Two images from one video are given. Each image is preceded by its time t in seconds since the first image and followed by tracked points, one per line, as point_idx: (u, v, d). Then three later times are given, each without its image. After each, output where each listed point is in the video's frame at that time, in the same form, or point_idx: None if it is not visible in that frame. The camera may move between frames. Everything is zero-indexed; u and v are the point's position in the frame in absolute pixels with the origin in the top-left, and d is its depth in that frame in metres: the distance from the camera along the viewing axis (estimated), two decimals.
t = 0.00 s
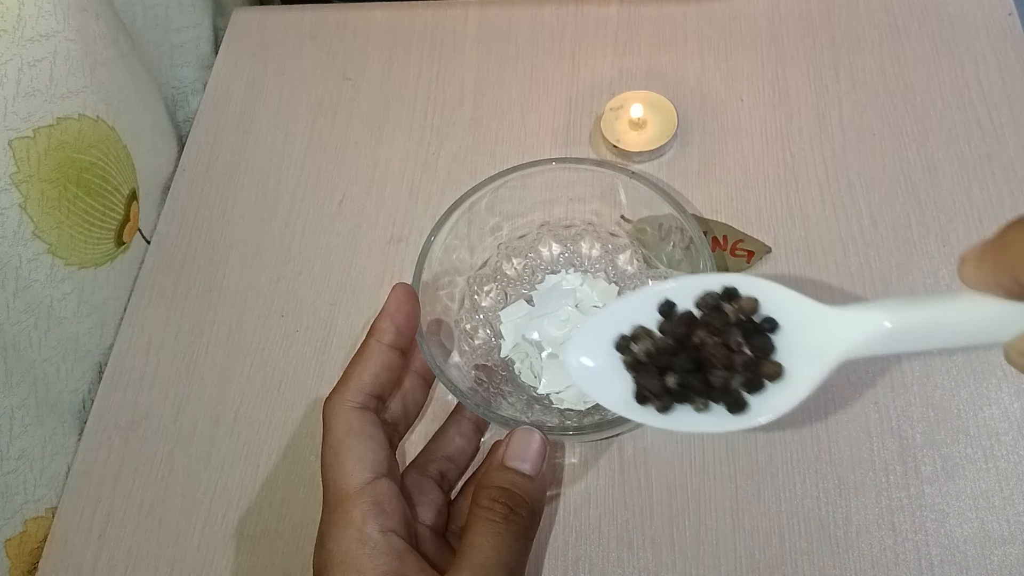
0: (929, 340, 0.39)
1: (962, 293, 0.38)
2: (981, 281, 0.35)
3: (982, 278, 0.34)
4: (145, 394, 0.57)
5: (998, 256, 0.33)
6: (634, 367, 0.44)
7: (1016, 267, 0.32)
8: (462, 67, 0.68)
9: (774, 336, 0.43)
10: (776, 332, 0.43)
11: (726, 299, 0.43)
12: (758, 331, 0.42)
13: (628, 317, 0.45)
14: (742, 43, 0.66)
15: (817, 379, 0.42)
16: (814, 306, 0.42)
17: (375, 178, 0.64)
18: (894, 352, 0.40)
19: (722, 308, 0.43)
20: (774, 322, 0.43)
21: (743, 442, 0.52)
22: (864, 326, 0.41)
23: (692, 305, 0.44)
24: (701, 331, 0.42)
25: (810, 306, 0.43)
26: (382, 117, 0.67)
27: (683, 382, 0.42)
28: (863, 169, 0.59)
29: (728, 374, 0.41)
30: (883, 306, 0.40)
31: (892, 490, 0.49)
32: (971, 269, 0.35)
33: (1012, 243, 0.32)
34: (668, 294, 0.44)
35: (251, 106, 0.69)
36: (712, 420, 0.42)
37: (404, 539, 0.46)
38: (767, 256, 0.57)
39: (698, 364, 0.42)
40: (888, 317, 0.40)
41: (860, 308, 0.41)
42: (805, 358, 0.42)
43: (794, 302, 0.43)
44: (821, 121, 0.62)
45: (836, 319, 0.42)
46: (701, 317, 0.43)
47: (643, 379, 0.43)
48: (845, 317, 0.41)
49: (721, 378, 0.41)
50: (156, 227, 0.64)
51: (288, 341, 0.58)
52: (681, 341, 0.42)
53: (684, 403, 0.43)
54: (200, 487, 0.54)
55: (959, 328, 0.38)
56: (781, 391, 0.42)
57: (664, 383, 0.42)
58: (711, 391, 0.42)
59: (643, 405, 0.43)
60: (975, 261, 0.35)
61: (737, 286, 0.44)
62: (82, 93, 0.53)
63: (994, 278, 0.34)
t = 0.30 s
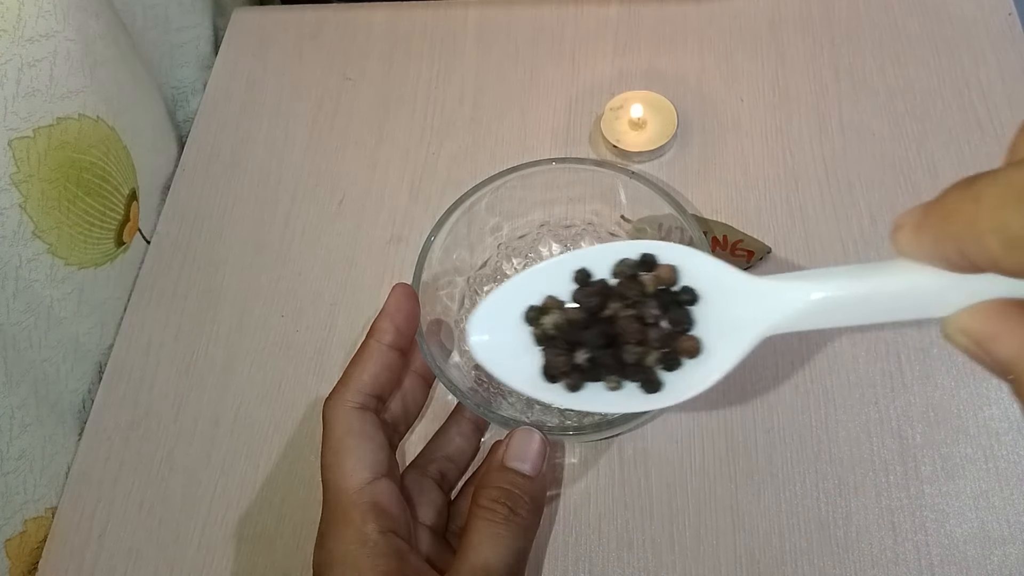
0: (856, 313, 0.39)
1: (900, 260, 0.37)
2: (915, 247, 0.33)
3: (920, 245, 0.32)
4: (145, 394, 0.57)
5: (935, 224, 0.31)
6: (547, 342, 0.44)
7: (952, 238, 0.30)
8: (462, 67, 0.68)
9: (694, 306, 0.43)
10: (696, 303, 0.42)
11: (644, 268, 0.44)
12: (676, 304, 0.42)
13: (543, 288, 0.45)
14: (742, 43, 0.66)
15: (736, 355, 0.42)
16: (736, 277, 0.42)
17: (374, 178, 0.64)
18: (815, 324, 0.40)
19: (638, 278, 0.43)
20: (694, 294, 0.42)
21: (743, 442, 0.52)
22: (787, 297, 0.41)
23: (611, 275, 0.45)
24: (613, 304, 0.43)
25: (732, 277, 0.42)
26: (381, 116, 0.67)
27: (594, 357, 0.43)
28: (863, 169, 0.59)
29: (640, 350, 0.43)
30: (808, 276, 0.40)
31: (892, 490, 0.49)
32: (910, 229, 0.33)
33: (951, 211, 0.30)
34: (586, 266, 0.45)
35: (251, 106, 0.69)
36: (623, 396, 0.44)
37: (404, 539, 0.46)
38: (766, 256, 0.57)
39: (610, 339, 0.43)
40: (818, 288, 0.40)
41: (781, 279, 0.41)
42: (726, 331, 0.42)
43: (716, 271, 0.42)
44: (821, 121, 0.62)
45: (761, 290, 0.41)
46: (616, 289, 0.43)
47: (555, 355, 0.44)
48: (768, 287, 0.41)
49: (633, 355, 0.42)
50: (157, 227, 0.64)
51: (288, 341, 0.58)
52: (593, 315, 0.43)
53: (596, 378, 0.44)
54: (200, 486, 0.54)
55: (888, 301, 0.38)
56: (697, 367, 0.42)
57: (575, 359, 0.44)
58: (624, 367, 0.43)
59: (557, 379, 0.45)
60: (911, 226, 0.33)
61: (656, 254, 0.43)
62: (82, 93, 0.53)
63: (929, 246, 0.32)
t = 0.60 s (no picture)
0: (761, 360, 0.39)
1: (800, 310, 0.37)
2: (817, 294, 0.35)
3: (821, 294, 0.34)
4: (146, 394, 0.58)
5: (830, 273, 0.33)
6: (469, 384, 0.44)
7: (841, 289, 0.32)
8: (462, 67, 0.68)
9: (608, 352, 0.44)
10: (611, 347, 0.43)
11: (563, 313, 0.45)
12: (591, 348, 0.43)
13: (467, 330, 0.46)
14: (743, 43, 0.66)
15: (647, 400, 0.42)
16: (646, 322, 0.43)
17: (374, 178, 0.64)
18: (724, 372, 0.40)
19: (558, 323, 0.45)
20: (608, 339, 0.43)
21: (743, 442, 0.52)
22: (693, 346, 0.41)
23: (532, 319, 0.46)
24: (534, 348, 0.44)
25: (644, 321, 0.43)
26: (382, 116, 0.67)
27: (514, 401, 0.43)
28: (863, 169, 0.59)
29: (557, 394, 0.43)
30: (717, 322, 0.40)
31: (892, 490, 0.50)
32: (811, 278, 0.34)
33: (838, 264, 0.32)
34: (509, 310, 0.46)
35: (251, 106, 0.69)
36: (539, 440, 0.44)
37: (403, 539, 0.46)
38: (767, 256, 0.57)
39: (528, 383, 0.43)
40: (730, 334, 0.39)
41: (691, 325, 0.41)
42: (637, 377, 0.43)
43: (630, 316, 0.43)
44: (821, 122, 0.62)
45: (666, 338, 0.42)
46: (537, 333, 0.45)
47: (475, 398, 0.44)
48: (677, 334, 0.41)
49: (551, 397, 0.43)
50: (157, 227, 0.64)
51: (288, 341, 0.58)
52: (514, 359, 0.44)
53: (515, 422, 0.44)
54: (200, 487, 0.54)
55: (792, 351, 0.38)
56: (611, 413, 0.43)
57: (495, 403, 0.43)
58: (541, 411, 0.43)
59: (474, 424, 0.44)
60: (808, 275, 0.34)
61: (574, 298, 0.45)
62: (82, 93, 0.53)
63: (827, 296, 0.34)
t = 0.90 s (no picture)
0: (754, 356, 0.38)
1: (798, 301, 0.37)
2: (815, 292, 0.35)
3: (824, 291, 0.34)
4: (145, 393, 0.57)
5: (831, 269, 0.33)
6: (463, 378, 0.43)
7: (841, 284, 0.33)
8: (462, 66, 0.68)
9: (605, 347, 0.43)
10: (607, 341, 0.43)
11: (559, 307, 0.44)
12: (586, 343, 0.43)
13: (461, 324, 0.45)
14: (743, 42, 0.66)
15: (644, 397, 0.41)
16: (642, 317, 0.42)
17: (374, 177, 0.64)
18: (721, 368, 0.39)
19: (554, 317, 0.44)
20: (603, 333, 0.43)
21: (743, 441, 0.52)
22: (691, 339, 0.39)
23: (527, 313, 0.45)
24: (528, 343, 0.43)
25: (640, 316, 0.42)
26: (382, 116, 0.67)
27: (508, 396, 0.42)
28: (863, 168, 0.59)
29: (552, 389, 0.42)
30: (711, 317, 0.39)
31: (893, 489, 0.49)
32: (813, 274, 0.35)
33: (839, 260, 0.32)
34: (505, 306, 0.45)
35: (251, 105, 0.69)
36: (534, 437, 0.43)
37: (403, 539, 0.46)
38: (767, 255, 0.57)
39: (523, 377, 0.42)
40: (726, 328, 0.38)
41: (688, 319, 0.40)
42: (633, 371, 0.41)
43: (626, 309, 0.42)
44: (821, 121, 0.62)
45: (664, 331, 0.41)
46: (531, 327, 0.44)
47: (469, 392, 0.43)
48: (674, 328, 0.40)
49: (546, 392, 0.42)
50: (156, 226, 0.64)
51: (288, 340, 0.58)
52: (508, 354, 0.43)
53: (510, 418, 0.43)
54: (199, 486, 0.54)
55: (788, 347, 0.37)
56: (608, 409, 0.42)
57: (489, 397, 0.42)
58: (535, 406, 0.42)
59: (468, 420, 0.43)
60: (807, 271, 0.35)
61: (570, 292, 0.44)
62: (82, 92, 0.53)
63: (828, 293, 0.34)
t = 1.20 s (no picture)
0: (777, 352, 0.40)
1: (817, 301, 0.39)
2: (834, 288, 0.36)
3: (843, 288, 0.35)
4: (146, 394, 0.57)
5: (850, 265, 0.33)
6: (487, 374, 0.45)
7: (860, 281, 0.33)
8: (462, 67, 0.68)
9: (625, 343, 0.45)
10: (627, 337, 0.45)
11: (579, 304, 0.47)
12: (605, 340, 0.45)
13: (485, 322, 0.47)
14: (743, 43, 0.66)
15: (663, 391, 0.43)
16: (662, 315, 0.44)
17: (375, 178, 0.64)
18: (743, 362, 0.41)
19: (574, 314, 0.46)
20: (624, 330, 0.45)
21: (743, 442, 0.52)
22: (714, 335, 0.42)
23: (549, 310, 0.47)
24: (550, 339, 0.45)
25: (662, 313, 0.44)
26: (382, 116, 0.67)
27: (531, 391, 0.44)
28: (863, 169, 0.59)
29: (574, 385, 0.44)
30: (734, 314, 0.41)
31: (892, 490, 0.49)
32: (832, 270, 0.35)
33: (857, 257, 0.33)
34: (525, 304, 0.47)
35: (252, 106, 0.69)
36: (557, 430, 0.45)
37: (403, 539, 0.46)
38: (767, 256, 0.57)
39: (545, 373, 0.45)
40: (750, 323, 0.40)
41: (710, 316, 0.42)
42: (653, 367, 0.44)
43: (645, 306, 0.44)
44: (821, 122, 0.62)
45: (683, 328, 0.43)
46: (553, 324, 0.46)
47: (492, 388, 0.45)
48: (696, 325, 0.42)
49: (568, 387, 0.44)
50: (157, 227, 0.64)
51: (288, 341, 0.58)
52: (530, 350, 0.45)
53: (533, 412, 0.45)
54: (200, 486, 0.54)
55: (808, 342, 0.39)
56: (629, 404, 0.44)
57: (512, 393, 0.44)
58: (557, 401, 0.44)
59: (491, 414, 0.45)
60: (825, 269, 0.36)
61: (591, 290, 0.46)
62: (82, 93, 0.53)
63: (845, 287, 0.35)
